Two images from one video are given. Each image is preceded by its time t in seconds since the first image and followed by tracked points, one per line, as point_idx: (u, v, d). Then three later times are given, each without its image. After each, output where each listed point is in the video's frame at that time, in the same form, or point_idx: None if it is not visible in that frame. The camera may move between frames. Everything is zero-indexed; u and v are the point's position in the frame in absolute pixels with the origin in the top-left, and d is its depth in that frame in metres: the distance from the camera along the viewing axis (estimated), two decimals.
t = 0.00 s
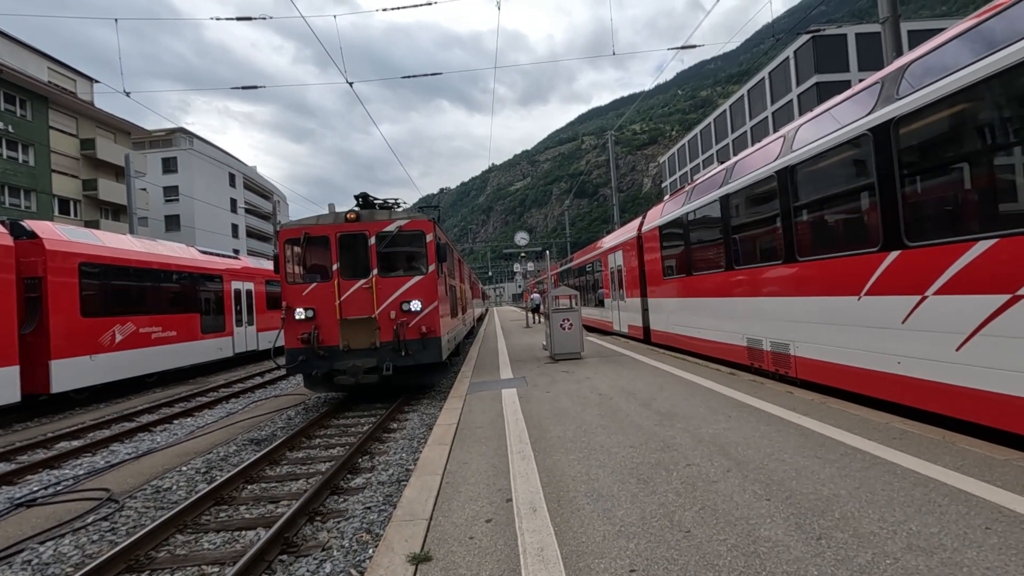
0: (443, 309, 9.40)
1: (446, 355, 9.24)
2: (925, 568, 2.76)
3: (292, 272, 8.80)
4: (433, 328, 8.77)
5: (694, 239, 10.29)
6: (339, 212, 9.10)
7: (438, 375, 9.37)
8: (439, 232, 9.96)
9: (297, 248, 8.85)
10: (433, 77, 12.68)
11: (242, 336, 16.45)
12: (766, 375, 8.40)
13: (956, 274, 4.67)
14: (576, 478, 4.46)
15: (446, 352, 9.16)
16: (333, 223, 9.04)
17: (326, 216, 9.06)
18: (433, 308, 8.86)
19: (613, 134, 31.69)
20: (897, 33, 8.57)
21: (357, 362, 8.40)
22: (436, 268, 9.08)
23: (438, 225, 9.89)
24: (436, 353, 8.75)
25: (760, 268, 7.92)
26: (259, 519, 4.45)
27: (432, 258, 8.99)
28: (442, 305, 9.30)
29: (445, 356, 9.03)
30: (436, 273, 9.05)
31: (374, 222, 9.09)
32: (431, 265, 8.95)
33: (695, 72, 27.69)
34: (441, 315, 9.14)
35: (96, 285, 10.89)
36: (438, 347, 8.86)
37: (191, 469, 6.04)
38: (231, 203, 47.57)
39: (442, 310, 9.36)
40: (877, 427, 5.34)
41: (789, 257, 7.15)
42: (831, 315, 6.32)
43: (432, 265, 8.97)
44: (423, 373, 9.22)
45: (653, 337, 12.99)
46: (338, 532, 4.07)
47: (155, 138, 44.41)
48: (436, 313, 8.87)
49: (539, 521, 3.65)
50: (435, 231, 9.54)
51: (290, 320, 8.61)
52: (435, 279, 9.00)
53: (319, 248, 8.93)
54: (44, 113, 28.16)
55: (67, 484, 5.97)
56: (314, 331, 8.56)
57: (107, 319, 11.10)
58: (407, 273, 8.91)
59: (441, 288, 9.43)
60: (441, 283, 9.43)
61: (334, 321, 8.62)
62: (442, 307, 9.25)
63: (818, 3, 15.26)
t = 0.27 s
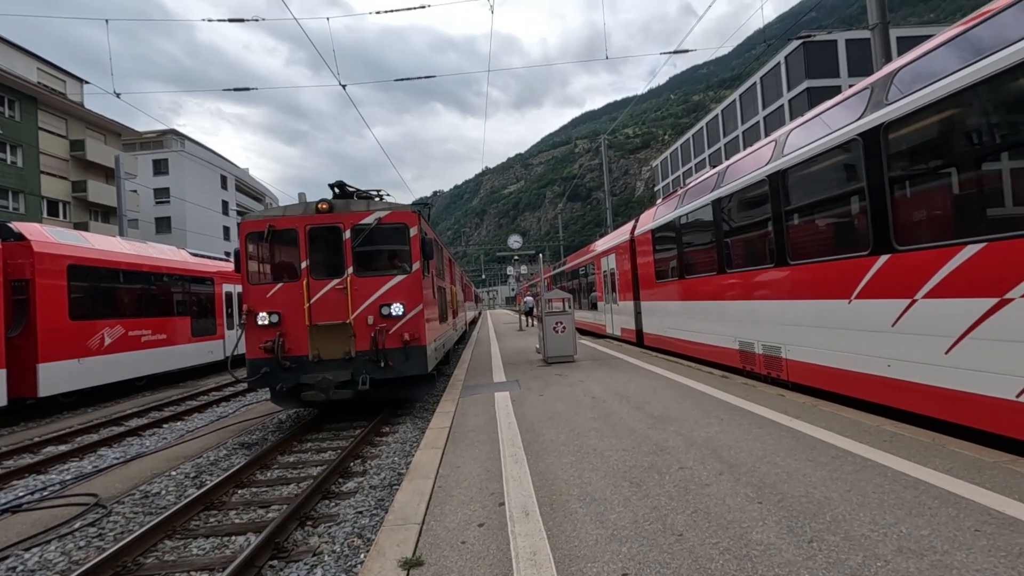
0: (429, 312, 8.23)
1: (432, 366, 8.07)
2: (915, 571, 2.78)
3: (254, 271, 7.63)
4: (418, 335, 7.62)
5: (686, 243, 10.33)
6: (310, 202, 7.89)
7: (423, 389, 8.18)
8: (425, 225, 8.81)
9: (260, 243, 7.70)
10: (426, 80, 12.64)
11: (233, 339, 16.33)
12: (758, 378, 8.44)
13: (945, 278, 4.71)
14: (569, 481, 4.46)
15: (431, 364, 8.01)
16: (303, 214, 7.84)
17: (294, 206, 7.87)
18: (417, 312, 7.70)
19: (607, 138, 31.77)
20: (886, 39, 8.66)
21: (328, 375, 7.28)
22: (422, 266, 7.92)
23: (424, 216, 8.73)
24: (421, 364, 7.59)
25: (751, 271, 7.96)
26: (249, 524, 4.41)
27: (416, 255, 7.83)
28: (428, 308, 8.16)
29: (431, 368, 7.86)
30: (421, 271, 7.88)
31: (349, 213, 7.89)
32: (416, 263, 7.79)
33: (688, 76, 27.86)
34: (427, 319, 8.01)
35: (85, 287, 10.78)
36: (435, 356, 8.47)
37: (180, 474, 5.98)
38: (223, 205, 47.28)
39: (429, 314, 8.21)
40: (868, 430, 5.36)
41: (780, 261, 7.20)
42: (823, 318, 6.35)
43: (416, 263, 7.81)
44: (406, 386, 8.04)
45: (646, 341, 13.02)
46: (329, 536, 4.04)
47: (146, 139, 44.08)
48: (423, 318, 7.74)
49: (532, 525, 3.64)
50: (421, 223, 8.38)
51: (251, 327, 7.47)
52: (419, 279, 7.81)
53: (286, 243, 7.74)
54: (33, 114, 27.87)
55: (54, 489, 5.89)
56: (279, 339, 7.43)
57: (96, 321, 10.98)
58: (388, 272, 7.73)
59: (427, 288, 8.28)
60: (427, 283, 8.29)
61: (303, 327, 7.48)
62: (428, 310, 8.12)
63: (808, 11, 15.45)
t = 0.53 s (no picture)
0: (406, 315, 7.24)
1: (411, 378, 7.09)
2: (900, 568, 2.81)
3: (201, 270, 6.65)
4: (395, 344, 6.64)
5: (673, 244, 10.40)
6: (266, 189, 6.85)
7: (403, 404, 7.20)
8: (404, 215, 7.83)
9: (208, 238, 6.70)
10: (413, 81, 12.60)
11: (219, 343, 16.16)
12: (745, 378, 8.50)
13: (926, 278, 4.78)
14: (558, 483, 4.46)
15: (410, 375, 7.04)
16: (257, 202, 6.77)
17: (248, 194, 6.84)
18: (393, 316, 6.71)
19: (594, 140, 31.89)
20: (868, 42, 8.79)
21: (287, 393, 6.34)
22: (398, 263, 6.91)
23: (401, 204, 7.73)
24: (396, 378, 6.61)
25: (738, 271, 8.02)
26: (235, 530, 4.36)
27: (391, 249, 6.82)
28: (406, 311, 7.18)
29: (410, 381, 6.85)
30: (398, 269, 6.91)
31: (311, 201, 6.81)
32: (393, 260, 6.80)
33: (675, 78, 28.05)
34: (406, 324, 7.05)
35: (66, 292, 10.61)
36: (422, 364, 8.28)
37: (164, 481, 5.90)
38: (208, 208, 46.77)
39: (407, 317, 7.23)
40: (853, 428, 5.42)
41: (766, 261, 7.27)
42: (808, 318, 6.42)
43: (392, 259, 6.81)
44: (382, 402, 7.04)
45: (634, 341, 13.07)
46: (317, 542, 4.00)
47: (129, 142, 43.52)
48: (400, 324, 6.76)
49: (521, 528, 3.63)
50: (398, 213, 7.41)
51: (198, 335, 6.52)
52: (395, 277, 6.81)
53: (239, 238, 6.74)
54: (13, 116, 27.37)
55: (34, 498, 5.78)
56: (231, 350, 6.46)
57: (78, 327, 10.81)
58: (358, 270, 6.73)
59: (405, 287, 7.30)
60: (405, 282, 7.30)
61: (258, 336, 6.52)
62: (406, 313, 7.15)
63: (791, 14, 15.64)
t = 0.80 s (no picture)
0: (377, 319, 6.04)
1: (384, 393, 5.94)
2: (879, 563, 2.86)
3: (120, 265, 5.40)
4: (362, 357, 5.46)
5: (656, 245, 10.48)
6: (204, 167, 5.63)
7: (374, 423, 6.07)
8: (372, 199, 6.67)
9: (133, 226, 5.48)
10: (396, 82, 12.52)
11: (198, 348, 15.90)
12: (727, 377, 8.59)
13: (902, 278, 4.87)
14: (543, 485, 4.46)
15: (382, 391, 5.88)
16: (192, 183, 5.55)
17: (180, 173, 5.62)
18: (359, 322, 5.50)
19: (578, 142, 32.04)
20: (844, 46, 8.96)
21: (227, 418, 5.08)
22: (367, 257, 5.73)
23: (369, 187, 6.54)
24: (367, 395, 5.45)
25: (719, 272, 8.10)
26: (215, 539, 4.28)
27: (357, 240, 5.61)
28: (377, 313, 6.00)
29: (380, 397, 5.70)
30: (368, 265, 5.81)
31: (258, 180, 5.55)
32: (361, 253, 5.61)
33: (657, 81, 28.30)
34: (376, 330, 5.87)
35: (39, 297, 10.36)
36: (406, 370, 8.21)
37: (142, 489, 5.78)
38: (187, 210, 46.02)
39: (378, 322, 6.07)
40: (832, 426, 5.50)
41: (747, 262, 7.35)
42: (788, 318, 6.51)
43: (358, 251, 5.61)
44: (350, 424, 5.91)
45: (618, 342, 13.14)
46: (299, 549, 3.95)
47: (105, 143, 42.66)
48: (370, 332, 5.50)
49: (506, 531, 3.62)
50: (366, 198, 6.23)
51: (116, 347, 5.25)
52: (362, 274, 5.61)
53: (170, 227, 5.52)
54: None
55: (5, 509, 5.62)
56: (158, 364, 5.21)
57: (51, 332, 10.55)
58: (317, 266, 5.52)
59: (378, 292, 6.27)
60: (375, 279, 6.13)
61: (191, 348, 5.26)
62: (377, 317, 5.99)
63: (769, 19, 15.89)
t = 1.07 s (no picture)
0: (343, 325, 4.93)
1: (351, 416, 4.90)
2: (859, 564, 2.88)
3: (6, 256, 4.22)
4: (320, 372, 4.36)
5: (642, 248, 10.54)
6: (120, 132, 4.46)
7: (342, 451, 5.07)
8: (338, 178, 5.62)
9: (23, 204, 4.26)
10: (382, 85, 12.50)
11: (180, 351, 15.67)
12: (712, 379, 8.65)
13: (882, 281, 4.94)
14: (528, 488, 4.45)
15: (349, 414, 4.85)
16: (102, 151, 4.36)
17: (88, 139, 4.42)
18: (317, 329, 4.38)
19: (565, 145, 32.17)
20: (826, 54, 9.10)
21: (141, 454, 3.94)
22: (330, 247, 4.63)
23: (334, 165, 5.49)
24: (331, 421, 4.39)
25: (704, 275, 8.16)
26: (194, 546, 4.21)
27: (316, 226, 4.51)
28: (342, 317, 4.89)
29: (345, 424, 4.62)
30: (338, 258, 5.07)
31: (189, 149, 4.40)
32: (321, 242, 4.50)
33: (643, 85, 28.52)
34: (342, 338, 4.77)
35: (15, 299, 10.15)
36: (389, 375, 8.04)
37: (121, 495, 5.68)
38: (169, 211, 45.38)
39: (345, 328, 4.97)
40: (814, 428, 5.56)
41: (731, 265, 7.42)
42: (772, 321, 6.58)
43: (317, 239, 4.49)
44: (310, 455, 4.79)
45: (605, 345, 13.18)
46: (281, 555, 3.89)
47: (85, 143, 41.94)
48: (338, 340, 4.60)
49: (490, 535, 3.61)
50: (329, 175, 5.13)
51: None
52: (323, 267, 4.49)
53: (70, 207, 4.30)
54: None
55: None
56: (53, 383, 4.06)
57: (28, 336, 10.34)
58: (264, 257, 4.41)
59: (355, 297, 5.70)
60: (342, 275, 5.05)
61: (98, 363, 4.11)
62: (342, 322, 4.88)
63: (753, 25, 16.09)
